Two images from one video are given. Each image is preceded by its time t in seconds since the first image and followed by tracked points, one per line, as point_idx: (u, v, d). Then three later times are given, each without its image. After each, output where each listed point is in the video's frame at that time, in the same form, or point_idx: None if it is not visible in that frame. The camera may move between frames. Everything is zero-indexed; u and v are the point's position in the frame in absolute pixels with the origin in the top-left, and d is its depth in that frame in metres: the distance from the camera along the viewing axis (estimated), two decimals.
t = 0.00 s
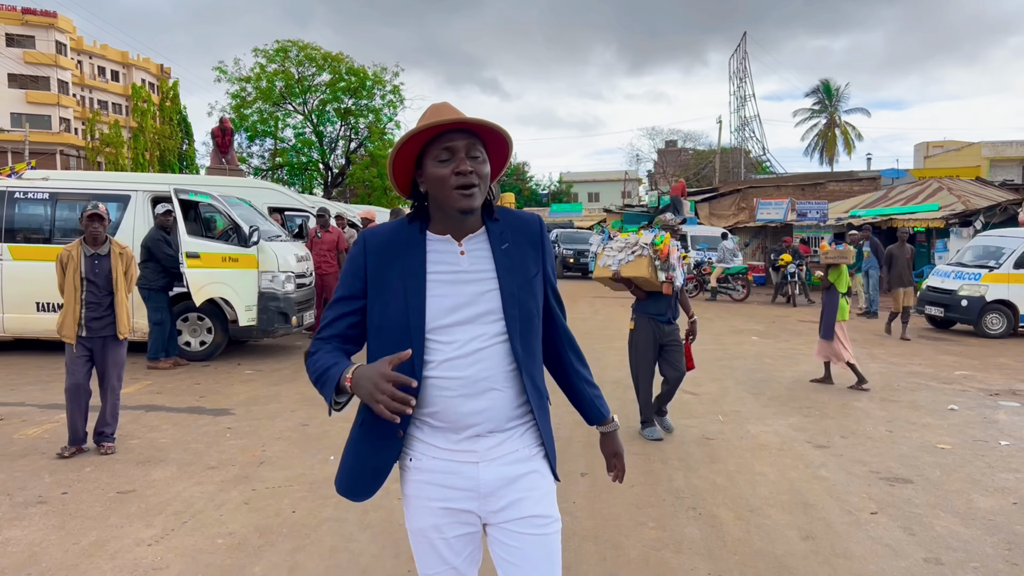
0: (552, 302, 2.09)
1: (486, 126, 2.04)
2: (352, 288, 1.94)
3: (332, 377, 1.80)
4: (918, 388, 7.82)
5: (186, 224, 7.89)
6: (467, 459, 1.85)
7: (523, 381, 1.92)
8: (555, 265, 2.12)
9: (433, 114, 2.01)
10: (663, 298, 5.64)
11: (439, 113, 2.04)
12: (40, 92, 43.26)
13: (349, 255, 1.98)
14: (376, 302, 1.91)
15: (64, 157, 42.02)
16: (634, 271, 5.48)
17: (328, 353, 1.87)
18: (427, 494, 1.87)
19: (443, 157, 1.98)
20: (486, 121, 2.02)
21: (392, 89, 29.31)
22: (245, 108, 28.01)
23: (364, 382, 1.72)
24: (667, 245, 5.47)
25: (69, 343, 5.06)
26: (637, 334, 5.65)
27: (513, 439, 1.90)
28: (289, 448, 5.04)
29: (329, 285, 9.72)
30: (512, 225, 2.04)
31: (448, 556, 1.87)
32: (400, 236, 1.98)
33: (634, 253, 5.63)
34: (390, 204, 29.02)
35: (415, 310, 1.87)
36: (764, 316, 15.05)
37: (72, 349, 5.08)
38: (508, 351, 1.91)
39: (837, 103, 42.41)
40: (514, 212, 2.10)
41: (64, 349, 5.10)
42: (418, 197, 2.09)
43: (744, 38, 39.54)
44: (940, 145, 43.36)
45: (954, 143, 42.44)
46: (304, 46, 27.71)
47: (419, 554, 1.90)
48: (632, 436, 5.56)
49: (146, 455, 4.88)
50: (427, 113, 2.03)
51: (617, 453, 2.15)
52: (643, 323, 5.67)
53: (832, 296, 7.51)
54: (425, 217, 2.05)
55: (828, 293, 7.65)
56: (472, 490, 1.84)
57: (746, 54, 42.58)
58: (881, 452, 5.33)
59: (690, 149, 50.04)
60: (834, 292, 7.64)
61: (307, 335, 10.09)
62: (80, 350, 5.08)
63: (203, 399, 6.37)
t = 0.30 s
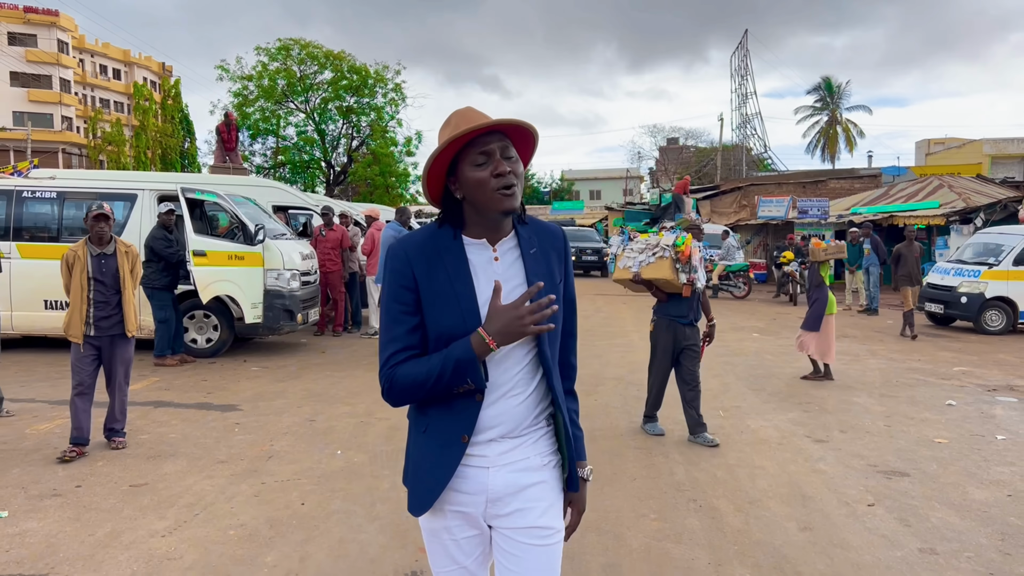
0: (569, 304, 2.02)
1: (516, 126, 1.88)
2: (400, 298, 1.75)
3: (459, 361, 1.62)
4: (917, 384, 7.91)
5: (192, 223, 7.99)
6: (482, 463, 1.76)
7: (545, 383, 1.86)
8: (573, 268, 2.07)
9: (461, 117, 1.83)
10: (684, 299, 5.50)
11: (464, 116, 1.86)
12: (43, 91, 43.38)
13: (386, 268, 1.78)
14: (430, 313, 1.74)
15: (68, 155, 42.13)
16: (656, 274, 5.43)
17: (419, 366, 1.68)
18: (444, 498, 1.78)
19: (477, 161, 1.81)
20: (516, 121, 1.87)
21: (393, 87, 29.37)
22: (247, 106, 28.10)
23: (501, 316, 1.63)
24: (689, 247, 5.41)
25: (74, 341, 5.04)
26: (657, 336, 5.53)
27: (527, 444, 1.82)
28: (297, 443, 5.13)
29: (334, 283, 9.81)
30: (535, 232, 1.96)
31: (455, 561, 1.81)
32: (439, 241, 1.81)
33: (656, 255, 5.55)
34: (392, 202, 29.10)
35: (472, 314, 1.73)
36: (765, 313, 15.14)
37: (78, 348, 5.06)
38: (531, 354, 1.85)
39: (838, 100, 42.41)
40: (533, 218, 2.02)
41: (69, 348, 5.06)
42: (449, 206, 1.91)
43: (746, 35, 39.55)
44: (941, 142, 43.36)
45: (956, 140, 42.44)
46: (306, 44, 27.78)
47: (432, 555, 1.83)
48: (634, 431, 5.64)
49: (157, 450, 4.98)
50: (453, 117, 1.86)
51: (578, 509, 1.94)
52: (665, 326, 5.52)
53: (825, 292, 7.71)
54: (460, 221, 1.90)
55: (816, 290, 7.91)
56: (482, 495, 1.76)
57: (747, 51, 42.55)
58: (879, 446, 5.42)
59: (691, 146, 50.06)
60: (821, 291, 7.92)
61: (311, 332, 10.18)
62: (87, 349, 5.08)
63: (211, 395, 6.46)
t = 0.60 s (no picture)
0: (611, 305, 1.98)
1: (563, 139, 1.87)
2: (444, 280, 1.76)
3: (494, 345, 1.65)
4: (914, 378, 8.02)
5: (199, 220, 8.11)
6: (521, 458, 1.78)
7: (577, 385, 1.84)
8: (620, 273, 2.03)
9: (509, 120, 1.86)
10: (708, 296, 5.38)
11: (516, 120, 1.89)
12: (43, 89, 43.42)
13: (432, 250, 1.80)
14: (470, 297, 1.77)
15: (68, 153, 42.18)
16: (677, 270, 5.31)
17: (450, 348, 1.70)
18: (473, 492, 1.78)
19: (515, 164, 1.82)
20: (563, 134, 1.86)
21: (394, 85, 29.43)
22: (248, 104, 28.15)
23: (545, 311, 1.69)
24: (712, 244, 5.25)
25: (76, 340, 5.05)
26: (681, 333, 5.39)
27: (564, 440, 1.84)
28: (305, 436, 5.23)
29: (337, 279, 9.91)
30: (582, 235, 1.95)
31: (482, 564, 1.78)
32: (484, 231, 1.83)
33: (677, 252, 5.38)
34: (392, 199, 29.17)
35: (513, 303, 1.78)
36: (764, 309, 15.25)
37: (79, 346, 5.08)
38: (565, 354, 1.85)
39: (838, 96, 42.45)
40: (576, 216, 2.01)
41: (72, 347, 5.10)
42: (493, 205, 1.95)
43: (745, 31, 39.55)
44: (940, 139, 43.42)
45: (955, 137, 42.50)
46: (307, 42, 27.83)
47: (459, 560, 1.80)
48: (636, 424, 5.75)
49: (169, 442, 5.08)
50: (503, 120, 1.89)
51: (641, 518, 1.92)
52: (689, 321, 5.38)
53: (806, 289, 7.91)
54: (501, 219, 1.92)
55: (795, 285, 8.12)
56: (522, 490, 1.77)
57: (747, 48, 42.56)
58: (876, 438, 5.53)
59: (691, 143, 50.12)
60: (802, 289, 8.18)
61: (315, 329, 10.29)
62: (90, 347, 5.11)
63: (219, 390, 6.57)
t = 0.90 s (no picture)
0: (640, 298, 1.98)
1: (590, 135, 1.91)
2: (468, 289, 1.82)
3: (490, 381, 1.74)
4: (910, 372, 8.15)
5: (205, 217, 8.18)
6: (557, 447, 1.82)
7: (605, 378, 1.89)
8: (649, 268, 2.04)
9: (538, 120, 1.90)
10: (728, 299, 5.32)
11: (542, 119, 1.92)
12: (41, 85, 43.39)
13: (457, 261, 1.86)
14: (497, 303, 1.82)
15: (67, 149, 42.11)
16: (699, 272, 5.23)
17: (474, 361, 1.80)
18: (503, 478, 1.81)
19: (548, 164, 1.87)
20: (590, 129, 1.90)
21: (392, 81, 29.48)
22: (247, 101, 28.18)
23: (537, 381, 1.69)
24: (735, 246, 5.24)
25: (75, 337, 5.07)
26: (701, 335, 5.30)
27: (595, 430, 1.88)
28: (313, 428, 5.34)
29: (340, 276, 10.01)
30: (610, 231, 1.97)
31: (507, 549, 1.80)
32: (511, 233, 1.87)
33: (699, 253, 5.38)
34: (391, 195, 29.23)
35: (540, 306, 1.80)
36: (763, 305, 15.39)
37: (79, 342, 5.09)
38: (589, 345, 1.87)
39: (836, 93, 42.55)
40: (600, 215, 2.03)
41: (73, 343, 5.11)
42: (523, 202, 1.99)
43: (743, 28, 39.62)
44: (938, 135, 43.54)
45: (952, 133, 42.64)
46: (305, 38, 27.86)
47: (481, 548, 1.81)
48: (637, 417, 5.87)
49: (179, 435, 5.19)
50: (530, 120, 1.93)
51: (607, 458, 1.74)
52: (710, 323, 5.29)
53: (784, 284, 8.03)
54: (534, 217, 1.96)
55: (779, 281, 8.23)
56: (556, 479, 1.81)
57: (745, 44, 42.60)
58: (871, 430, 5.65)
59: (689, 140, 50.21)
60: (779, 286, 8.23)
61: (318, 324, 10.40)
62: (88, 343, 5.11)
63: (226, 384, 6.67)
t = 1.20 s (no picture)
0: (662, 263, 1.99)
1: (586, 138, 1.92)
2: (456, 254, 1.99)
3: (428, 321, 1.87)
4: (904, 366, 8.26)
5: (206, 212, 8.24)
6: (552, 439, 1.89)
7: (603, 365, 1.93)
8: (665, 248, 2.02)
9: (538, 116, 1.94)
10: (749, 291, 5.28)
11: (542, 115, 1.95)
12: (37, 80, 43.27)
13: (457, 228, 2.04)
14: (480, 276, 1.94)
15: (63, 145, 42.05)
16: (721, 263, 5.14)
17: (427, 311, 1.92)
18: (505, 471, 1.88)
19: (538, 163, 1.92)
20: (586, 132, 1.92)
21: (390, 77, 29.50)
22: (245, 96, 28.17)
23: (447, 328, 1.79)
24: (758, 236, 5.08)
25: (76, 332, 5.06)
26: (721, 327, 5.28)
27: (590, 424, 1.93)
28: (315, 420, 5.42)
29: (339, 271, 10.09)
30: (614, 215, 2.00)
31: (510, 540, 1.86)
32: (504, 214, 1.99)
33: (722, 243, 5.23)
34: (388, 191, 29.27)
35: (521, 283, 1.90)
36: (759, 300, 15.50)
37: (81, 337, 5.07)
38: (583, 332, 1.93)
39: (833, 88, 42.61)
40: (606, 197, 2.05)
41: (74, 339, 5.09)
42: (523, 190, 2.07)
43: (740, 24, 39.67)
44: (934, 131, 43.66)
45: (948, 129, 42.74)
46: (302, 34, 27.84)
47: (481, 535, 1.88)
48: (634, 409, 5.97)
49: (184, 426, 5.27)
50: (531, 115, 1.98)
51: (592, 338, 1.71)
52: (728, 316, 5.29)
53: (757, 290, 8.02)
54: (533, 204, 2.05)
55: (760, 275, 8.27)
56: (549, 470, 1.88)
57: (742, 40, 42.60)
58: (864, 422, 5.76)
59: (686, 135, 50.29)
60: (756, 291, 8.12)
61: (317, 319, 10.48)
62: (89, 338, 5.08)
63: (228, 378, 6.75)
